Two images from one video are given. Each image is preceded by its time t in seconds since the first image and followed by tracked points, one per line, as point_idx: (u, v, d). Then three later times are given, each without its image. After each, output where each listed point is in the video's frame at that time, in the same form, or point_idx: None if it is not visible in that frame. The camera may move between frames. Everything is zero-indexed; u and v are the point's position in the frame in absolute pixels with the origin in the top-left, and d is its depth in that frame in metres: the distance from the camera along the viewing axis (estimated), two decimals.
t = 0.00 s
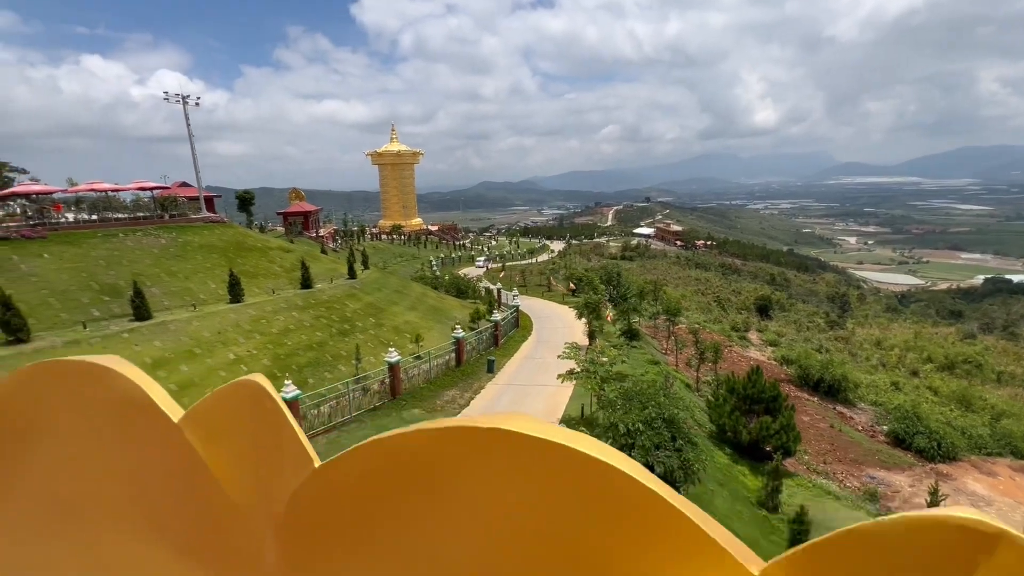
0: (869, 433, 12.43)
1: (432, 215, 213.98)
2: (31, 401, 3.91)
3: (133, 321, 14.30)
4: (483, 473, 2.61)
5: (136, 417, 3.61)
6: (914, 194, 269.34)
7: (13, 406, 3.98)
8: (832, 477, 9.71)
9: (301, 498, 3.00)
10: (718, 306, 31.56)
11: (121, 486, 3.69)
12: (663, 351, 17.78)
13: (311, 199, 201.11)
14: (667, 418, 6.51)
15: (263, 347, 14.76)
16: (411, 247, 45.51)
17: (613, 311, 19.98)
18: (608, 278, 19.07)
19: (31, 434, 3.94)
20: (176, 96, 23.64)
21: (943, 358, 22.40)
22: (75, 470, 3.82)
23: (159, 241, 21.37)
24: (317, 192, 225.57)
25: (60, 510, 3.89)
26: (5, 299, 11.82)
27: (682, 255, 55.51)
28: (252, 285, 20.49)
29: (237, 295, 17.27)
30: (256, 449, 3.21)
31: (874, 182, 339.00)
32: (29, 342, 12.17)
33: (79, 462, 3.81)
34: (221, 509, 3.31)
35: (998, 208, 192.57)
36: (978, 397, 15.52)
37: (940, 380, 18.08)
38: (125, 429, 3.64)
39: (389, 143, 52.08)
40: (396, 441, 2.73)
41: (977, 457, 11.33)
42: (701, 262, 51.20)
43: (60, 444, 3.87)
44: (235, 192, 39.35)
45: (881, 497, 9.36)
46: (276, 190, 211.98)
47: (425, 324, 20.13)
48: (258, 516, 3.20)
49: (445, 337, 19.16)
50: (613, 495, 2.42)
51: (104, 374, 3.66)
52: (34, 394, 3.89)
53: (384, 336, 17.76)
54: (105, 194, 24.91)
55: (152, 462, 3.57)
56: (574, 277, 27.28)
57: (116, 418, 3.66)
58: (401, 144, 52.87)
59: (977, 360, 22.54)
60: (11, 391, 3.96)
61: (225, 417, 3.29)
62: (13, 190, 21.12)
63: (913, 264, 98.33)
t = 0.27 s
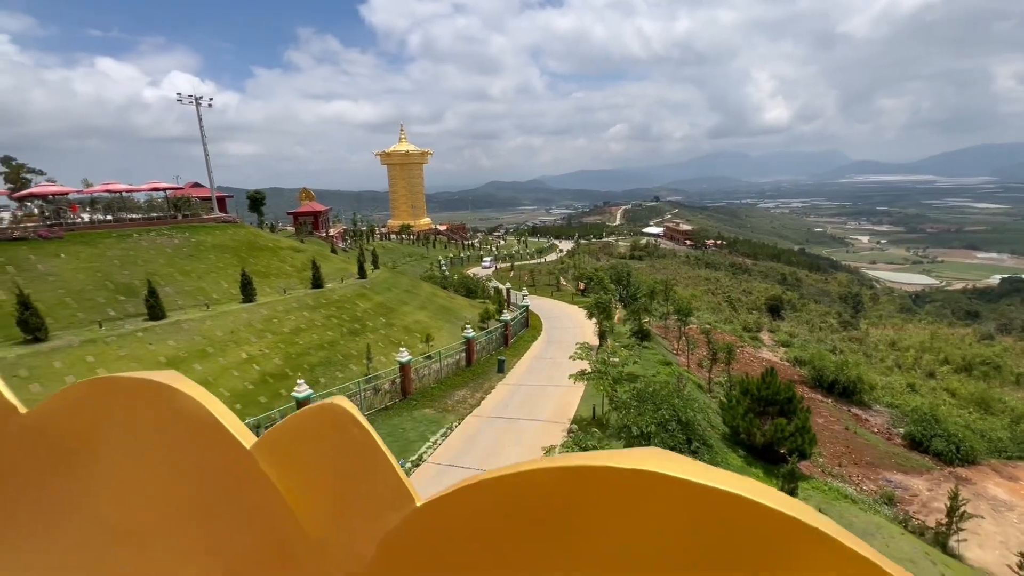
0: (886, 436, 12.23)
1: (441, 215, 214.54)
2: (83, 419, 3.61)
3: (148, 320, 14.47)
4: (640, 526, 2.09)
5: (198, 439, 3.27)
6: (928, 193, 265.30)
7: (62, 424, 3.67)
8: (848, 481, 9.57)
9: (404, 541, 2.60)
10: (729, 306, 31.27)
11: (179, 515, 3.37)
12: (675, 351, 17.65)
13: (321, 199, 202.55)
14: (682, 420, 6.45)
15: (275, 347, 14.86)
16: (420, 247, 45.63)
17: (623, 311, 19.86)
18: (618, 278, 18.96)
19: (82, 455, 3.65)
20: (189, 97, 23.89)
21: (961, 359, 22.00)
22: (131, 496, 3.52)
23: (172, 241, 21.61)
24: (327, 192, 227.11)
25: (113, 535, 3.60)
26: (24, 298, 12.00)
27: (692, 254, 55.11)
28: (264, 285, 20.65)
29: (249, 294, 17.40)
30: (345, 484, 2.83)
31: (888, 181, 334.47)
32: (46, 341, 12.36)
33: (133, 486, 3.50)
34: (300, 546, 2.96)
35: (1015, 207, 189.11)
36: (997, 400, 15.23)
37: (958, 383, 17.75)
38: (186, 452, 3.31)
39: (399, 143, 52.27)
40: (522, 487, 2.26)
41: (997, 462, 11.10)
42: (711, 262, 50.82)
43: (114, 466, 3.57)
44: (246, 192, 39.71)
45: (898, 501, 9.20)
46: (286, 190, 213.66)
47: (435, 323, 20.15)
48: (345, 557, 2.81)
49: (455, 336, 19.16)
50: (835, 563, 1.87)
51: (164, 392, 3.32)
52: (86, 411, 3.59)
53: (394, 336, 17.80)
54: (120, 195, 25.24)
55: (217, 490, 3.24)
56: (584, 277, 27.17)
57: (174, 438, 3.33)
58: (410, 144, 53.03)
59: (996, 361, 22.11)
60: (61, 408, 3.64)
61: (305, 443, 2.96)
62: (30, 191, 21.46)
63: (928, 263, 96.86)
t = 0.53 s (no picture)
0: (903, 439, 12.04)
1: (449, 215, 214.79)
2: (156, 438, 3.56)
3: (163, 320, 14.65)
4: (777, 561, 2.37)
5: (287, 464, 3.30)
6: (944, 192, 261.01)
7: (134, 442, 3.62)
8: (865, 484, 9.44)
9: None
10: (740, 306, 30.96)
11: (264, 536, 3.42)
12: (686, 352, 17.50)
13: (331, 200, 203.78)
14: (698, 423, 6.37)
15: (288, 347, 14.95)
16: (429, 247, 45.70)
17: (634, 312, 19.73)
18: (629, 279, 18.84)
19: (156, 472, 3.61)
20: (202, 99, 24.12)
21: (979, 362, 21.59)
22: (210, 515, 3.54)
23: (186, 242, 21.85)
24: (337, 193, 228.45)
25: (189, 553, 3.63)
26: (42, 298, 12.19)
27: (702, 254, 54.63)
28: (275, 285, 20.79)
29: (261, 294, 17.54)
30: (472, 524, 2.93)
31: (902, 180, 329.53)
32: (64, 340, 12.54)
33: (216, 503, 3.50)
34: None
35: None
36: (1017, 403, 14.93)
37: (977, 385, 17.41)
38: (272, 476, 3.34)
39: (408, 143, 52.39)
40: (666, 530, 2.52)
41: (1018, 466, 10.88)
42: (721, 262, 50.31)
43: (196, 487, 3.52)
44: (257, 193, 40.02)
45: (917, 506, 9.05)
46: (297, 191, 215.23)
47: (445, 324, 20.17)
48: None
49: (465, 337, 19.17)
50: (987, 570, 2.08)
51: (252, 416, 3.32)
52: (159, 431, 3.53)
53: (405, 336, 17.84)
54: (135, 196, 25.56)
55: (307, 512, 3.31)
56: (594, 277, 27.02)
57: (260, 462, 3.35)
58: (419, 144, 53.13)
59: (1016, 363, 21.66)
60: (133, 427, 3.58)
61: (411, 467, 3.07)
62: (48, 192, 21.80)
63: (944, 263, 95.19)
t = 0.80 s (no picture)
0: (920, 443, 11.84)
1: (458, 216, 215.43)
2: (236, 473, 2.82)
3: (176, 320, 14.80)
4: None
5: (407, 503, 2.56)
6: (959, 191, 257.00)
7: (204, 470, 2.88)
8: (883, 489, 9.28)
9: None
10: (751, 307, 30.70)
11: None
12: (698, 354, 17.36)
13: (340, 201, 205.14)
14: (713, 425, 6.30)
15: (299, 347, 15.04)
16: (438, 248, 45.84)
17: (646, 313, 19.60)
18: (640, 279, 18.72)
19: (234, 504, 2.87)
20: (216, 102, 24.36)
21: (998, 364, 21.20)
22: (294, 570, 2.81)
23: (199, 243, 22.08)
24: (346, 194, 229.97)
25: None
26: (59, 299, 12.34)
27: (712, 254, 54.26)
28: (287, 286, 20.92)
29: (273, 295, 17.67)
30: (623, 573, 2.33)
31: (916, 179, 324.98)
32: (81, 340, 12.70)
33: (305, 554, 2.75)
34: None
35: None
36: None
37: (995, 388, 17.10)
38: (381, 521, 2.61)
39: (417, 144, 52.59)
40: None
41: None
42: (731, 263, 49.94)
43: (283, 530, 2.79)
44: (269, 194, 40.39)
45: (936, 511, 8.90)
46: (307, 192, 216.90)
47: (455, 324, 20.19)
48: None
49: (476, 338, 19.17)
50: None
51: (361, 450, 2.59)
52: (237, 460, 2.81)
53: (415, 336, 17.87)
54: (149, 197, 25.90)
55: (429, 572, 2.58)
56: (605, 277, 26.92)
57: (367, 499, 2.62)
58: (428, 145, 53.30)
59: None
60: (208, 455, 2.86)
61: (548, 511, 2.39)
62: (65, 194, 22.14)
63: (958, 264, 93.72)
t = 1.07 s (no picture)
0: (935, 445, 11.69)
1: (464, 216, 215.58)
2: (331, 496, 2.66)
3: (188, 320, 14.90)
4: None
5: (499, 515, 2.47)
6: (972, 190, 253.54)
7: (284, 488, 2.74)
8: (898, 492, 9.17)
9: None
10: (761, 308, 30.42)
11: None
12: (707, 354, 17.24)
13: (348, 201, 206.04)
14: (727, 427, 6.24)
15: (309, 347, 15.09)
16: (445, 248, 45.85)
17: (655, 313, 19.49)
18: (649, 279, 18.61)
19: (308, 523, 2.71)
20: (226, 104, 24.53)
21: (1013, 365, 20.85)
22: None
23: (210, 243, 22.23)
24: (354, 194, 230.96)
25: None
26: (74, 299, 12.45)
27: (720, 255, 53.84)
28: (296, 286, 21.00)
29: (283, 295, 17.75)
30: None
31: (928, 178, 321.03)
32: (95, 340, 12.81)
33: None
34: None
35: None
36: None
37: (1010, 389, 16.82)
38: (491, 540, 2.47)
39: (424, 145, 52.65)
40: None
41: None
42: (739, 263, 49.58)
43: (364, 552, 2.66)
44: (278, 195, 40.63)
45: (953, 515, 8.77)
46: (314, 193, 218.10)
47: (463, 324, 20.18)
48: None
49: (484, 338, 19.13)
50: None
51: (454, 464, 2.48)
52: (331, 477, 2.64)
53: (424, 337, 17.88)
54: (160, 198, 26.11)
55: None
56: (613, 277, 26.78)
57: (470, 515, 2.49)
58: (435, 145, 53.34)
59: None
60: (279, 475, 2.74)
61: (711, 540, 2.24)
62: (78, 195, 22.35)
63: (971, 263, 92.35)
